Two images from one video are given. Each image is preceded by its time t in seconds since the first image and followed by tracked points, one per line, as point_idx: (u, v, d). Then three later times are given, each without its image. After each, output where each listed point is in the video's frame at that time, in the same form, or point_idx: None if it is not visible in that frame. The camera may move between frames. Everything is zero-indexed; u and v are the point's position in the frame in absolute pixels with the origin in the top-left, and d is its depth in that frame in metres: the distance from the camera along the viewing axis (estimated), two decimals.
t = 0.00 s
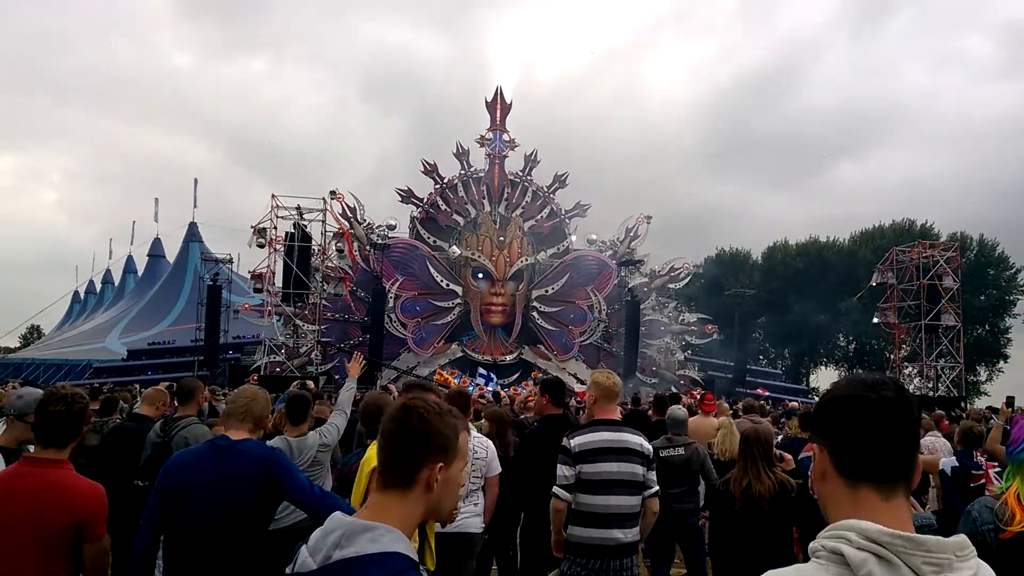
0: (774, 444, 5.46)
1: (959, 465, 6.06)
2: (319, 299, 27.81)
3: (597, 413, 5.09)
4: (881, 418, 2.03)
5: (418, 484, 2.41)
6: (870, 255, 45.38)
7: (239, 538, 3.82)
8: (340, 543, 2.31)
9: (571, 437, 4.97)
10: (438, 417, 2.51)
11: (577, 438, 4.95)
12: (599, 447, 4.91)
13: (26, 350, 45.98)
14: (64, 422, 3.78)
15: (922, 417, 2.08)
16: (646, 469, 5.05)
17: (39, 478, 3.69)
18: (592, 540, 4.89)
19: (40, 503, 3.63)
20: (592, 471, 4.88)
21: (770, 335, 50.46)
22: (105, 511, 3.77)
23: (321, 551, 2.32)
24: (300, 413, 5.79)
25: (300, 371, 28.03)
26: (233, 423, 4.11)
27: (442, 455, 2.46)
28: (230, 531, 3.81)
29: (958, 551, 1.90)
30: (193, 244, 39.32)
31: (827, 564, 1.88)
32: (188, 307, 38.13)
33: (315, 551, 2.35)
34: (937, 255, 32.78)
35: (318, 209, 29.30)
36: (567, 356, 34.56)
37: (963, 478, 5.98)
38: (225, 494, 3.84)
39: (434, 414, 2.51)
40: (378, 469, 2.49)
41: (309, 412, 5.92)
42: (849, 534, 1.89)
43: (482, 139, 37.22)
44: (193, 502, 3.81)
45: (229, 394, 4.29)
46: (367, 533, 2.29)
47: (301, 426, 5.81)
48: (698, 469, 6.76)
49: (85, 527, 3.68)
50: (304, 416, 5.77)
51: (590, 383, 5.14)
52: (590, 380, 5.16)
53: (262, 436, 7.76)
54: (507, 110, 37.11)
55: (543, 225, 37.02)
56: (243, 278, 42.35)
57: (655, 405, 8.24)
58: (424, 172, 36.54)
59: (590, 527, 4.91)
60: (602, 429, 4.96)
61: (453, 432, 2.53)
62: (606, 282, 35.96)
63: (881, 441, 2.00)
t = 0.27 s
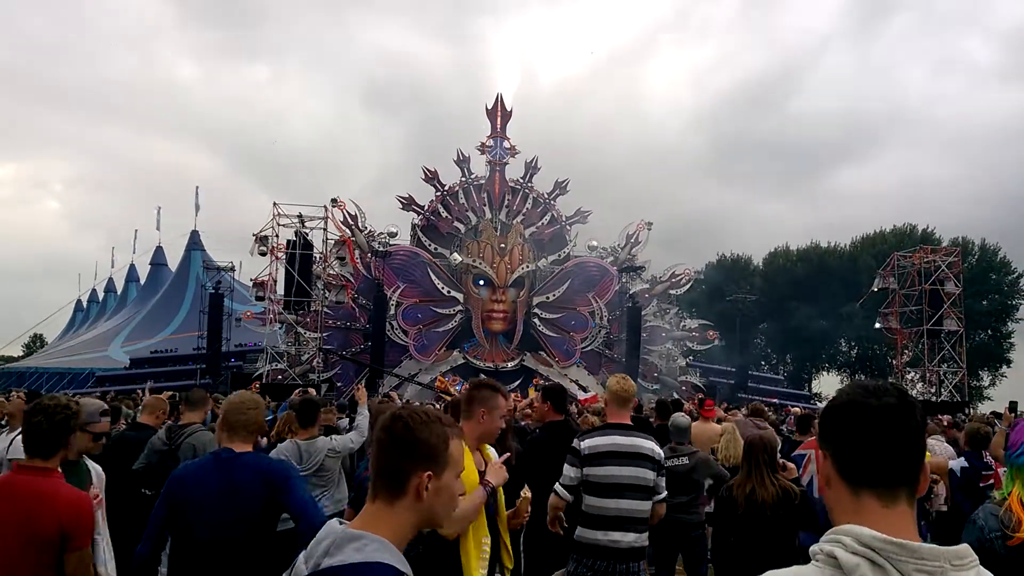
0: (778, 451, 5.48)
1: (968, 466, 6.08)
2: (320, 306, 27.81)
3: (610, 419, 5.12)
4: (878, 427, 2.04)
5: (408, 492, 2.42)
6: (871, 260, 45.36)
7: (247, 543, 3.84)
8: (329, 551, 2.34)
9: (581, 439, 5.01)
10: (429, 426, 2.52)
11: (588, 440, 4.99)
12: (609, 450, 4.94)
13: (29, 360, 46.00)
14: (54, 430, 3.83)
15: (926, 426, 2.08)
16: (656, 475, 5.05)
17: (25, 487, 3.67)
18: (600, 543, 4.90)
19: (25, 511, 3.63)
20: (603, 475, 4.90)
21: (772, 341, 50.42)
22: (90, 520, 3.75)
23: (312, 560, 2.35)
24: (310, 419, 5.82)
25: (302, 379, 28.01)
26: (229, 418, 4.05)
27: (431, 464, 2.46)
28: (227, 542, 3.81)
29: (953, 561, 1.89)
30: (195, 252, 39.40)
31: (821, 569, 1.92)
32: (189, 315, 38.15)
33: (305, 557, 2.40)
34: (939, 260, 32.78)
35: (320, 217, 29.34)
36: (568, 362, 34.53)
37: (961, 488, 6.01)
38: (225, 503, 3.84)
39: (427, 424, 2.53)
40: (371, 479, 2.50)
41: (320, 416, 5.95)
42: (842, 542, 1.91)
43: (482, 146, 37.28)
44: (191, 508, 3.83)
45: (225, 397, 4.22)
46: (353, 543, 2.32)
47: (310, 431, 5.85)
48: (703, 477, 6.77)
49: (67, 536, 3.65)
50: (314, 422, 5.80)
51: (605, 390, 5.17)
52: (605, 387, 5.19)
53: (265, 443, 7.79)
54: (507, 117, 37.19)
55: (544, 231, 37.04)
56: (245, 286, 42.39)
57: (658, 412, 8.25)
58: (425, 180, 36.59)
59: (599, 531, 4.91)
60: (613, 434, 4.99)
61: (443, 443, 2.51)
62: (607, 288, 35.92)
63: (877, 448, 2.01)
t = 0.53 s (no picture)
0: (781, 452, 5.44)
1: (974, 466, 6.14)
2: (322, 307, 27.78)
3: (612, 422, 5.08)
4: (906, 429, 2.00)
5: (430, 497, 2.40)
6: (874, 265, 45.27)
7: (243, 544, 3.85)
8: (345, 555, 2.33)
9: (581, 443, 4.98)
10: (449, 430, 2.50)
11: (588, 445, 4.96)
12: (609, 455, 4.89)
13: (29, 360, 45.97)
14: (41, 429, 3.85)
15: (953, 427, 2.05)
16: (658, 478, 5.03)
17: (17, 486, 3.65)
18: (602, 545, 4.90)
19: (16, 510, 3.58)
20: (603, 479, 4.87)
21: (774, 345, 50.31)
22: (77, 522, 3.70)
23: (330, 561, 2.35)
24: (317, 419, 5.83)
25: (303, 380, 27.98)
26: (224, 417, 4.04)
27: (454, 472, 2.44)
28: (225, 543, 3.81)
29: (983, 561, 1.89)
30: (196, 253, 39.40)
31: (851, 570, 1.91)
32: (191, 316, 38.14)
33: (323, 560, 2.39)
34: (941, 265, 32.70)
35: (322, 219, 29.31)
36: (569, 365, 34.49)
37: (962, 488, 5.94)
38: (227, 502, 3.85)
39: (449, 430, 2.51)
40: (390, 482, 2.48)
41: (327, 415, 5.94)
42: (873, 544, 1.90)
43: (485, 148, 37.25)
44: (198, 506, 3.80)
45: (219, 392, 4.22)
46: (370, 548, 2.30)
47: (317, 432, 5.86)
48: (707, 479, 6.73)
49: (55, 536, 3.60)
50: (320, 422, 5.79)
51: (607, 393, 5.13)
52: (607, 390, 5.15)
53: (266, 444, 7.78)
54: (510, 119, 37.17)
55: (546, 234, 36.95)
56: (247, 287, 42.39)
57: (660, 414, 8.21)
58: (428, 182, 36.57)
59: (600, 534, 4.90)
60: (615, 437, 4.95)
61: (467, 453, 2.50)
62: (609, 291, 35.88)
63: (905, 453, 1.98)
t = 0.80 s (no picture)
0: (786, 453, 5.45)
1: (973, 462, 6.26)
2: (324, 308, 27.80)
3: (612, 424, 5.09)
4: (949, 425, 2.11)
5: (469, 491, 2.48)
6: (874, 263, 45.32)
7: (249, 538, 3.91)
8: (404, 557, 2.34)
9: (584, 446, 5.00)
10: (481, 425, 2.57)
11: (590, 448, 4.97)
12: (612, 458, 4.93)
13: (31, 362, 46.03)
14: (36, 428, 3.88)
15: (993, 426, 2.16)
16: (659, 481, 5.05)
17: (15, 486, 3.70)
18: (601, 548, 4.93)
19: (12, 511, 3.63)
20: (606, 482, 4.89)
21: (775, 344, 50.34)
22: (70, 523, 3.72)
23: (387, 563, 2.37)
24: (322, 422, 5.85)
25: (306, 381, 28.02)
26: (236, 413, 4.09)
27: (490, 462, 2.52)
28: (231, 538, 3.85)
29: None
30: (198, 255, 39.50)
31: (911, 565, 1.92)
32: (193, 317, 38.19)
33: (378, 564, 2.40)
34: (942, 263, 32.71)
35: (323, 220, 29.36)
36: (570, 364, 34.52)
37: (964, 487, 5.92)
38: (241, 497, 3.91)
39: (480, 425, 2.58)
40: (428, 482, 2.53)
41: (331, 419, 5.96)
42: (931, 540, 1.94)
43: (485, 149, 37.30)
44: (211, 499, 3.84)
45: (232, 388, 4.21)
46: (430, 547, 2.34)
47: (322, 436, 5.89)
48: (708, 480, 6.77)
49: (46, 538, 3.62)
50: (325, 426, 5.83)
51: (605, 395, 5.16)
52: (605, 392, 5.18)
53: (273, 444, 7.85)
54: (510, 120, 37.22)
55: (546, 234, 36.82)
56: (248, 288, 42.44)
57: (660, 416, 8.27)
58: (429, 182, 36.61)
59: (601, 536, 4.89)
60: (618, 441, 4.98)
61: (499, 441, 2.59)
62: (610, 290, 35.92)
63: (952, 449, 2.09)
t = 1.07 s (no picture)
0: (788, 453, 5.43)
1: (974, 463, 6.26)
2: (326, 309, 27.81)
3: (616, 426, 5.11)
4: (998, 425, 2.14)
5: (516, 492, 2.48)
6: (875, 265, 45.32)
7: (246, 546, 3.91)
8: (470, 563, 2.31)
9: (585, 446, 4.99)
10: (521, 424, 2.59)
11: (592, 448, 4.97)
12: (614, 458, 4.91)
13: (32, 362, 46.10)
14: (36, 422, 3.91)
15: None
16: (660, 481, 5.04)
17: (13, 483, 3.69)
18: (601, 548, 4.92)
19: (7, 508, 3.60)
20: (611, 482, 4.86)
21: (776, 345, 50.32)
22: (66, 518, 3.69)
23: (453, 566, 2.32)
24: (322, 421, 5.87)
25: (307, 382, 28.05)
26: (230, 425, 4.07)
27: (533, 458, 2.54)
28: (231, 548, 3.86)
29: None
30: (199, 256, 39.56)
31: (974, 560, 1.88)
32: (194, 318, 38.24)
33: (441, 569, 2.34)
34: (944, 265, 32.67)
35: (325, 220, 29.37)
36: (572, 365, 34.51)
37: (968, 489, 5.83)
38: (242, 509, 3.92)
39: (521, 426, 2.59)
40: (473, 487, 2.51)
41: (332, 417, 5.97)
42: (993, 532, 1.91)
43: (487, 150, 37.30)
44: (216, 510, 3.85)
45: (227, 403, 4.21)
46: (497, 548, 2.33)
47: (323, 435, 5.91)
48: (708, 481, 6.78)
49: (38, 536, 3.59)
50: (326, 425, 5.84)
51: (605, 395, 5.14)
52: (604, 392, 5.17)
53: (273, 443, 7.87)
54: (512, 121, 37.22)
55: (548, 235, 36.83)
56: (249, 289, 42.48)
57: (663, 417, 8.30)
58: (430, 183, 36.62)
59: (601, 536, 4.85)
60: (622, 441, 4.96)
61: (538, 436, 2.61)
62: (611, 291, 35.93)
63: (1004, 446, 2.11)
